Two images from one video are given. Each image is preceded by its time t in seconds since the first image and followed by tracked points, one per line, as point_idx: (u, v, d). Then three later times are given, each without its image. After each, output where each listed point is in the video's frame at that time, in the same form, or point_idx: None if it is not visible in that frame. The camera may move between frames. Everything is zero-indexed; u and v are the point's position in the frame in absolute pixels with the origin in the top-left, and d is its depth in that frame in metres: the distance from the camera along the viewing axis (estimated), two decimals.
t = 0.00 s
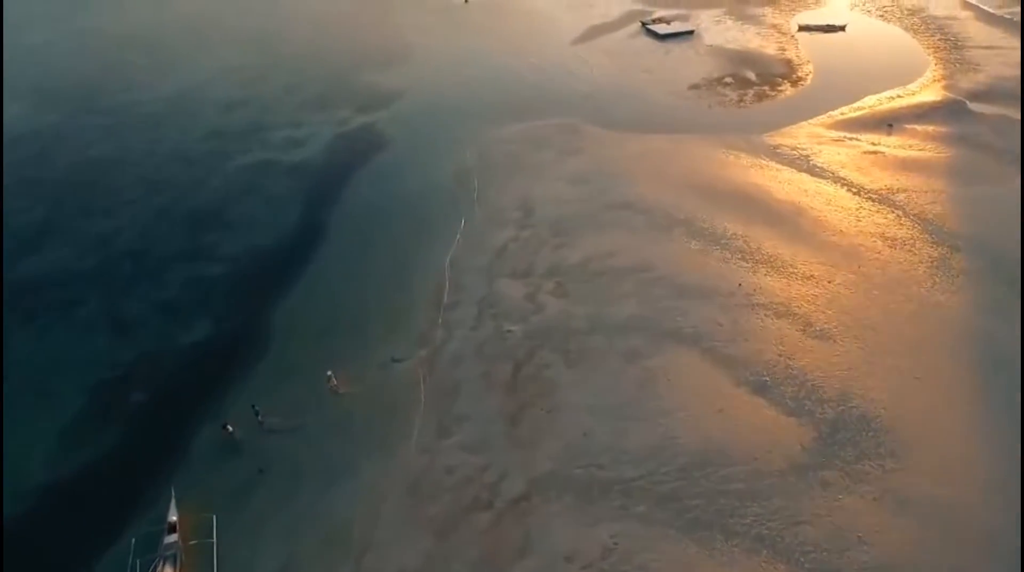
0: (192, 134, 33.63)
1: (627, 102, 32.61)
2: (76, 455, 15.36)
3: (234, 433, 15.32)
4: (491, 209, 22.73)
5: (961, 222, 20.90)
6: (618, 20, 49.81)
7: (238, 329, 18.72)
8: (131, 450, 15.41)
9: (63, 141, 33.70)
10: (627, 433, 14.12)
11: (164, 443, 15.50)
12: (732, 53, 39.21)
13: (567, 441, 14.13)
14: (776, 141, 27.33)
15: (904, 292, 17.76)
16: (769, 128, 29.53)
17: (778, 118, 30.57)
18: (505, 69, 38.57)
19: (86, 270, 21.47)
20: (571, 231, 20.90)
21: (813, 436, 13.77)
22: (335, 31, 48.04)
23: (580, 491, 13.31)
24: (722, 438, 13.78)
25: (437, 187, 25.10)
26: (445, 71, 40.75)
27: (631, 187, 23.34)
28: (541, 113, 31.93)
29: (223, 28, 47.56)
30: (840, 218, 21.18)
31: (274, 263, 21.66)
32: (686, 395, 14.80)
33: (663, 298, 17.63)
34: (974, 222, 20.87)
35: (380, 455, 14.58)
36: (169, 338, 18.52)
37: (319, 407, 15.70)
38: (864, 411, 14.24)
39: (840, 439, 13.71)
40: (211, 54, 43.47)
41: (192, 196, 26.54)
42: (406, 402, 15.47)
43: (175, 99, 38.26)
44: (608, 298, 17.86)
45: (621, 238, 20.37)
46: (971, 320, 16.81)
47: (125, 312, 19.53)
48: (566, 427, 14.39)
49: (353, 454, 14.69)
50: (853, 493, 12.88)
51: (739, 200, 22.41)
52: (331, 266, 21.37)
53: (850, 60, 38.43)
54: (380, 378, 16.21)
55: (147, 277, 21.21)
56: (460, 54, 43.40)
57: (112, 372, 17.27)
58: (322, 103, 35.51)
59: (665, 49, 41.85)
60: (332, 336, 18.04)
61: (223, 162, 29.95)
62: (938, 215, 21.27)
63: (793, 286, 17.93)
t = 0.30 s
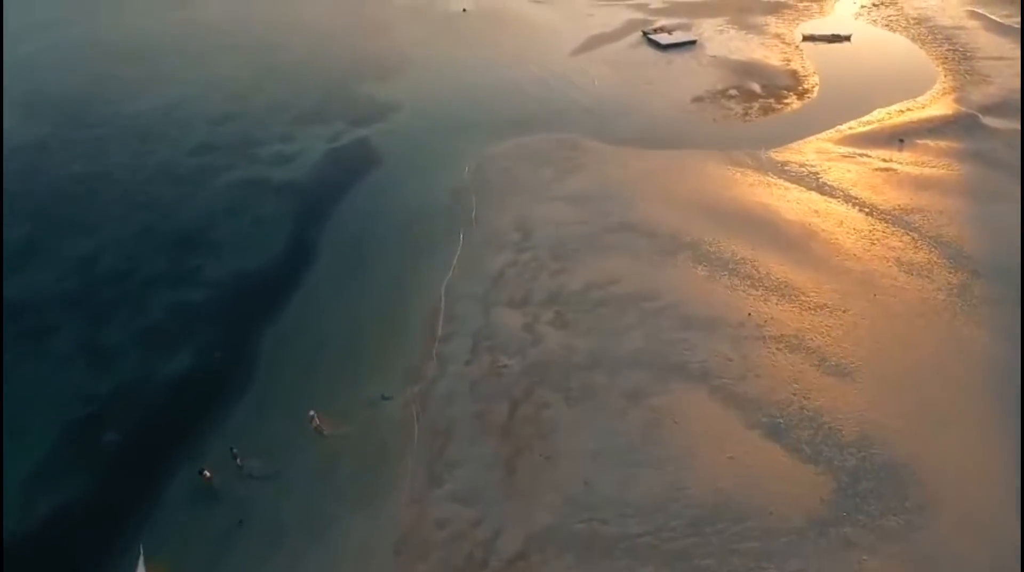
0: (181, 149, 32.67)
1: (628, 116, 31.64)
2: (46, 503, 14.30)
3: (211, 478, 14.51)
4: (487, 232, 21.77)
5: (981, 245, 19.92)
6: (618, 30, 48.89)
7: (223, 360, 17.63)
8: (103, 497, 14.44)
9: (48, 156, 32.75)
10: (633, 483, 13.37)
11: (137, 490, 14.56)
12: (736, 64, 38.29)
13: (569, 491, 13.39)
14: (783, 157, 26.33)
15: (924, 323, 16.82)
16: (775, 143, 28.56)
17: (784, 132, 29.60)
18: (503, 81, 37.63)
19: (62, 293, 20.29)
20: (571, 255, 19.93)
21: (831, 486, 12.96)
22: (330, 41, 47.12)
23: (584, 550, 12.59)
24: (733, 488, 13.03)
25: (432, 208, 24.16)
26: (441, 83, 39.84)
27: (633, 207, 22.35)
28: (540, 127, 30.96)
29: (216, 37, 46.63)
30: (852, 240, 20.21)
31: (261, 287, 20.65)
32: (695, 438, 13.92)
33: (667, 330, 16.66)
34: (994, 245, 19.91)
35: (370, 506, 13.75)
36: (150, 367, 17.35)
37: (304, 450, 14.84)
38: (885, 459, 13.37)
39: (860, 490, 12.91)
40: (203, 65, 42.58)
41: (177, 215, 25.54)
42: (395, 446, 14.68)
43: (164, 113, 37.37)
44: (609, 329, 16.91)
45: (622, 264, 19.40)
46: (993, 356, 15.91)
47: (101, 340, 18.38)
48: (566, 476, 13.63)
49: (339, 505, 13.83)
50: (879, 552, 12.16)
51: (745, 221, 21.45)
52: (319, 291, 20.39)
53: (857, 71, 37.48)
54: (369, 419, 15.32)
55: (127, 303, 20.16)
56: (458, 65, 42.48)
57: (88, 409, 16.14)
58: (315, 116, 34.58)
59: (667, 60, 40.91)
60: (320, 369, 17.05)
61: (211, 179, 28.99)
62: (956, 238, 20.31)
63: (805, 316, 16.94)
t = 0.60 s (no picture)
0: (169, 163, 31.61)
1: (630, 129, 30.70)
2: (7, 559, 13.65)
3: (185, 532, 13.79)
4: (483, 255, 20.82)
5: (1002, 270, 18.95)
6: (620, 39, 47.97)
7: (199, 400, 16.83)
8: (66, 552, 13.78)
9: (33, 171, 31.85)
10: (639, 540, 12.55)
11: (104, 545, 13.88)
12: (740, 76, 37.39)
13: (570, 550, 12.56)
14: (791, 175, 25.35)
15: (946, 357, 15.87)
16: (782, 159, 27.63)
17: (791, 148, 28.68)
18: (502, 93, 36.73)
19: (37, 322, 19.31)
20: (571, 281, 18.99)
21: (854, 545, 12.18)
22: (326, 53, 46.23)
23: None
24: (747, 547, 12.22)
25: (425, 230, 23.17)
26: (439, 95, 38.94)
27: (637, 229, 21.39)
28: (539, 142, 30.03)
29: (210, 49, 45.78)
30: (866, 266, 19.25)
31: (245, 318, 19.69)
32: (706, 487, 13.09)
33: (673, 366, 15.77)
34: (1016, 271, 18.94)
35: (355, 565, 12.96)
36: (122, 409, 16.61)
37: (285, 501, 14.03)
38: (912, 517, 12.53)
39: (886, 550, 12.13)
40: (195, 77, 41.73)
41: (163, 235, 24.48)
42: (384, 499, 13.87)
43: (153, 124, 36.42)
44: (612, 363, 16.01)
45: (625, 292, 18.44)
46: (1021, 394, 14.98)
47: (75, 374, 17.46)
48: (567, 533, 12.80)
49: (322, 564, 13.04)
50: None
51: (752, 244, 20.49)
52: (305, 321, 19.47)
53: (864, 83, 36.60)
54: (355, 466, 14.53)
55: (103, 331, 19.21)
56: (455, 75, 41.60)
57: (54, 456, 15.42)
58: (307, 129, 33.64)
59: (670, 71, 40.02)
60: (304, 409, 16.15)
61: (200, 197, 27.87)
62: (975, 262, 19.34)
63: (820, 351, 15.99)
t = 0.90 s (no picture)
0: (157, 179, 30.62)
1: (633, 145, 29.75)
2: None
3: None
4: (480, 280, 19.89)
5: None
6: (621, 50, 47.05)
7: (177, 439, 15.98)
8: None
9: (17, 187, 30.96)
10: None
11: None
12: (745, 89, 36.47)
13: None
14: (800, 195, 24.39)
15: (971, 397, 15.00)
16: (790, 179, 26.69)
17: (800, 165, 27.75)
18: (501, 106, 35.83)
19: (10, 351, 18.35)
20: (573, 310, 18.06)
21: None
22: (321, 73, 45.56)
23: None
24: None
25: (420, 252, 22.19)
26: (436, 107, 38.07)
27: (640, 253, 20.44)
28: (539, 159, 29.10)
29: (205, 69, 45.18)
30: (882, 294, 18.29)
31: (228, 346, 18.71)
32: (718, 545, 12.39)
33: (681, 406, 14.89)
34: None
35: None
36: (93, 450, 15.69)
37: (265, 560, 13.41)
38: None
39: None
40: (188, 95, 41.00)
41: (147, 255, 23.56)
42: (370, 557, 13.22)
43: (142, 138, 35.53)
44: (616, 402, 15.15)
45: (630, 322, 17.49)
46: None
47: (48, 407, 16.57)
48: None
49: None
50: None
51: (762, 270, 19.51)
52: (292, 350, 18.50)
53: (872, 96, 35.71)
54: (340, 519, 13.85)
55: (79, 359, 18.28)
56: (453, 88, 40.69)
57: (20, 506, 14.60)
58: (300, 143, 32.70)
59: (672, 84, 39.10)
60: (287, 452, 15.40)
61: (187, 215, 26.89)
62: (997, 289, 18.41)
63: (837, 388, 15.07)
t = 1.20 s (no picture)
0: (144, 197, 29.75)
1: (636, 160, 28.79)
2: None
3: None
4: (476, 308, 19.01)
5: None
6: (622, 61, 46.15)
7: (155, 488, 15.13)
8: None
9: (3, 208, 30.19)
10: None
11: None
12: (751, 102, 35.55)
13: None
14: (810, 215, 23.41)
15: (998, 447, 14.10)
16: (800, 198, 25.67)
17: (809, 182, 26.78)
18: (500, 120, 34.93)
19: None
20: (574, 342, 17.18)
21: None
22: (317, 84, 44.60)
23: None
24: None
25: (413, 278, 21.26)
26: (432, 121, 37.20)
27: (645, 279, 19.49)
28: (539, 175, 28.13)
29: (198, 84, 44.46)
30: (901, 325, 17.33)
31: (210, 379, 17.76)
32: None
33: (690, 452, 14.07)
34: None
35: None
36: (64, 499, 14.88)
37: None
38: None
39: None
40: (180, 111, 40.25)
41: (132, 279, 22.70)
42: None
43: (133, 155, 34.76)
44: (621, 449, 14.35)
45: (635, 356, 16.53)
46: None
47: (19, 455, 15.74)
48: None
49: None
50: None
51: (773, 298, 18.55)
52: (278, 384, 17.56)
53: (881, 110, 34.78)
54: None
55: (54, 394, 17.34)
56: (451, 101, 39.78)
57: None
58: (293, 159, 31.82)
59: (676, 97, 38.17)
60: (270, 505, 14.56)
61: (175, 236, 25.99)
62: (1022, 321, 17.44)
63: (857, 437, 14.19)
